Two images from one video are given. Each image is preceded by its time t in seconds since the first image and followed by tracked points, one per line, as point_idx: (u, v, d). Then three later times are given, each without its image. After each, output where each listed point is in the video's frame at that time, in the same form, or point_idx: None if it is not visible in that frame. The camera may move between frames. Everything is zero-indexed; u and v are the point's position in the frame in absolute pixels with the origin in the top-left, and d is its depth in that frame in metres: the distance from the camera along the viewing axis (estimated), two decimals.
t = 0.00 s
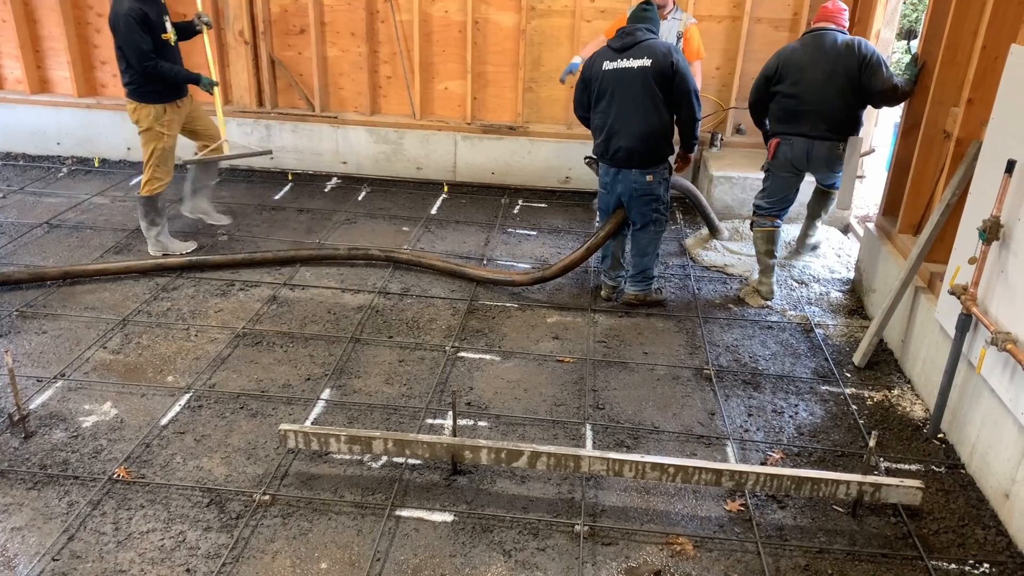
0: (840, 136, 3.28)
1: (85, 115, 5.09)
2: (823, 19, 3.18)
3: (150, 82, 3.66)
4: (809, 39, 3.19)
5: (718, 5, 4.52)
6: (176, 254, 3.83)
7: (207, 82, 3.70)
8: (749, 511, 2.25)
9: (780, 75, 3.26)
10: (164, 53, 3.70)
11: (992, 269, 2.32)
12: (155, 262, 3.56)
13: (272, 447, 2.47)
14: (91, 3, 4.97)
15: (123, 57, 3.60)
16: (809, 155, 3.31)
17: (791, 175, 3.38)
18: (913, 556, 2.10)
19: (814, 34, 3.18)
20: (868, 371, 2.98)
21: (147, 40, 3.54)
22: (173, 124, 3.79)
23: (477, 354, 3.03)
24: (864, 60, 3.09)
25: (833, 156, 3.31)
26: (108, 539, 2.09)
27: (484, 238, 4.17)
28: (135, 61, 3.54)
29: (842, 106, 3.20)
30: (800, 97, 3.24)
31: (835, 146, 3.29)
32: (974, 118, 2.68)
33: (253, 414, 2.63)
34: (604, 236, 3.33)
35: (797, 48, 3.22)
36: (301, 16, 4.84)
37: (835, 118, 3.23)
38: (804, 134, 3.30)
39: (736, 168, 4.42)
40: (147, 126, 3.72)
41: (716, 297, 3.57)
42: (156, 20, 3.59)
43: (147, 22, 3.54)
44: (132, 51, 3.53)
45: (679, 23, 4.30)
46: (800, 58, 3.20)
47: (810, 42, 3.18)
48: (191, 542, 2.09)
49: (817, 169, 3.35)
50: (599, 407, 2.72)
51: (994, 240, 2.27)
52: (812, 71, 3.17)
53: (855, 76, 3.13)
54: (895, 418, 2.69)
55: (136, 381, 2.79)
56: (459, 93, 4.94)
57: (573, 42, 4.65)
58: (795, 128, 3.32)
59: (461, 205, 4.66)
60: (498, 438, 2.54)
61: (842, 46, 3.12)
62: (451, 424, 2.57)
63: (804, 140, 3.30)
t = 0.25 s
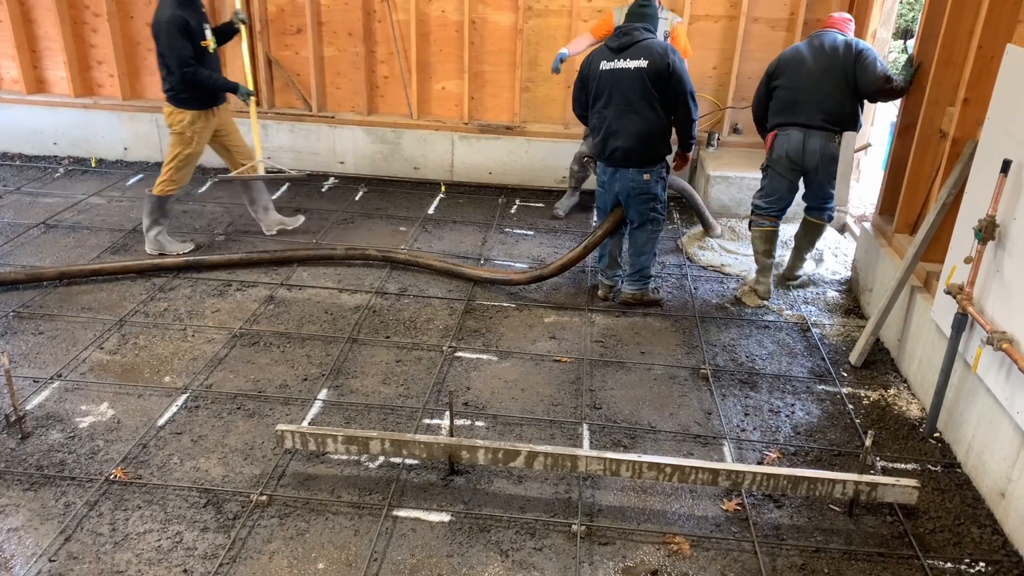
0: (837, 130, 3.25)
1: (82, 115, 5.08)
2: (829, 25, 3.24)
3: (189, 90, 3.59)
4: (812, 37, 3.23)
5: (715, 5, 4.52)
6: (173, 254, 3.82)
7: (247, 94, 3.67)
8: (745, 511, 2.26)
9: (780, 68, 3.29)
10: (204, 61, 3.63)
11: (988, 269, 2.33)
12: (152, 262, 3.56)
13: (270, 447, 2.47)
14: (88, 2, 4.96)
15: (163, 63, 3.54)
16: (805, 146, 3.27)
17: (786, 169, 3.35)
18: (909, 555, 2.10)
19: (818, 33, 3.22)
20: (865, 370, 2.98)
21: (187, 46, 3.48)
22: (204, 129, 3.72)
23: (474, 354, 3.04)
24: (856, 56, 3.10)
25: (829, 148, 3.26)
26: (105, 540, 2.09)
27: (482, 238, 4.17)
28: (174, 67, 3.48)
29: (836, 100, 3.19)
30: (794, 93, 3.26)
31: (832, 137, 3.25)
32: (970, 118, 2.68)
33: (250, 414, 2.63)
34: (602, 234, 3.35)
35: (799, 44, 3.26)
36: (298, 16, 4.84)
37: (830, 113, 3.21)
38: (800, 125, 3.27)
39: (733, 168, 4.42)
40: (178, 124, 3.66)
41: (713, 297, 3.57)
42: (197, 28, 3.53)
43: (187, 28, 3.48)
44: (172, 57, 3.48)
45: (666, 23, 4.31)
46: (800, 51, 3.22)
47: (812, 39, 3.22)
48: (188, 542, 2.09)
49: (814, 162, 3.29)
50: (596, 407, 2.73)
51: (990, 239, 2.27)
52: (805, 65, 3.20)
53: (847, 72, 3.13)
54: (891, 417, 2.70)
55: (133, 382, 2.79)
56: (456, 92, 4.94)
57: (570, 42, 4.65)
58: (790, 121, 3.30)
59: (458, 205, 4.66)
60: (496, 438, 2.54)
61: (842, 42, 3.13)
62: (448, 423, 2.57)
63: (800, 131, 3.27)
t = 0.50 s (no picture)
0: (833, 123, 3.27)
1: (78, 115, 5.07)
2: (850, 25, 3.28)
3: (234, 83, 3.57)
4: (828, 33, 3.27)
5: (712, 4, 4.52)
6: (170, 254, 3.82)
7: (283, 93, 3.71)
8: (742, 510, 2.26)
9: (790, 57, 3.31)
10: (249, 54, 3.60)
11: (984, 268, 2.33)
12: (149, 262, 3.56)
13: (267, 448, 2.47)
14: (84, 2, 4.94)
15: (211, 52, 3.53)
16: (800, 132, 3.29)
17: (778, 152, 3.38)
18: (905, 554, 2.11)
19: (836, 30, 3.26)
20: (862, 369, 2.99)
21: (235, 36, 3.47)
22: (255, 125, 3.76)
23: (471, 354, 3.04)
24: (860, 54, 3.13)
25: (824, 138, 3.28)
26: (102, 541, 2.09)
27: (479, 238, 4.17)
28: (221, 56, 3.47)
29: (835, 93, 3.22)
30: (794, 83, 3.29)
31: (828, 126, 3.27)
32: (966, 117, 2.69)
33: (248, 414, 2.63)
34: (599, 233, 3.35)
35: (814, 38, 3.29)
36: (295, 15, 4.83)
37: (828, 105, 3.25)
38: (798, 112, 3.30)
39: (730, 167, 4.43)
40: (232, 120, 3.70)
41: (710, 296, 3.58)
42: (246, 20, 3.51)
43: (237, 20, 3.47)
44: (219, 46, 3.46)
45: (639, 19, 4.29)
46: (812, 43, 3.25)
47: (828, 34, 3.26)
48: (186, 543, 2.09)
49: (805, 150, 3.32)
50: (594, 406, 2.73)
51: (986, 239, 2.28)
52: (812, 56, 3.23)
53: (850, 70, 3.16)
54: (888, 415, 2.71)
55: (130, 382, 2.79)
56: (453, 92, 4.94)
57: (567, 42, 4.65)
58: (788, 107, 3.32)
59: (456, 204, 4.66)
60: (493, 438, 2.54)
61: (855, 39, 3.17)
62: (446, 423, 2.57)
63: (796, 118, 3.30)
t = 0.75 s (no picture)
0: (824, 121, 3.27)
1: (75, 115, 5.06)
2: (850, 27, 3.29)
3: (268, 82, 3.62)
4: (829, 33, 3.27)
5: (709, 3, 4.52)
6: (168, 254, 3.82)
7: (293, 103, 3.69)
8: (740, 509, 2.27)
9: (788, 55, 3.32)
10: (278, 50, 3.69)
11: (981, 267, 2.34)
12: (146, 262, 3.55)
13: (265, 448, 2.47)
14: (80, 2, 4.93)
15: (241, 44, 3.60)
16: (790, 128, 3.31)
17: (768, 145, 3.40)
18: (904, 553, 2.11)
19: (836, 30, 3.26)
20: (859, 368, 2.99)
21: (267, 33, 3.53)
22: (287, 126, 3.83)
23: (469, 354, 3.04)
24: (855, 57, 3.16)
25: (814, 134, 3.28)
26: (100, 541, 2.08)
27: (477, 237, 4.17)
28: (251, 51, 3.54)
29: (830, 92, 3.23)
30: (790, 80, 3.30)
31: (819, 124, 3.27)
32: (963, 117, 2.69)
33: (246, 414, 2.63)
34: (596, 233, 3.35)
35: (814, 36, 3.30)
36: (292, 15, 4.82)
37: (820, 103, 3.26)
38: (790, 107, 3.31)
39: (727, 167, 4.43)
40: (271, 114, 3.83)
41: (707, 295, 3.58)
42: (282, 19, 3.58)
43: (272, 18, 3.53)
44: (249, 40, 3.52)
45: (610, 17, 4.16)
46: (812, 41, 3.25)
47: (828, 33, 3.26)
48: (184, 543, 2.09)
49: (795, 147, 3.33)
50: (592, 406, 2.73)
51: (983, 238, 2.28)
52: (809, 54, 3.23)
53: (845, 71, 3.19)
54: (885, 414, 2.71)
55: (127, 383, 2.78)
56: (451, 92, 4.94)
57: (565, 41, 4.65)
58: (781, 103, 3.34)
59: (454, 204, 4.66)
60: (491, 437, 2.54)
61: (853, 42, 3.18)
62: (444, 423, 2.57)
63: (788, 113, 3.31)
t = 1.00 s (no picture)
0: (799, 120, 3.27)
1: (71, 115, 5.05)
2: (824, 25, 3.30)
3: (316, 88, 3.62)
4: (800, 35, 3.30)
5: (706, 3, 4.53)
6: (165, 254, 3.81)
7: (333, 120, 3.68)
8: (738, 507, 2.27)
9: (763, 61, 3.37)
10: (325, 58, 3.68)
11: (978, 266, 2.35)
12: (143, 263, 3.54)
13: (263, 448, 2.47)
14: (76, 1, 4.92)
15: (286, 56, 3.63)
16: (766, 130, 3.33)
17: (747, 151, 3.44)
18: (901, 551, 2.12)
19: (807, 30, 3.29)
20: (857, 367, 3.00)
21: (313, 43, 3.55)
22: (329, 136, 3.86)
23: (467, 353, 3.04)
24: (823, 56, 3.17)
25: (790, 134, 3.29)
26: (98, 542, 2.08)
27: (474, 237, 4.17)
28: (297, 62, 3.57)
29: (801, 91, 3.23)
30: (765, 84, 3.35)
31: (794, 124, 3.28)
32: (960, 116, 2.70)
33: (243, 414, 2.62)
34: (593, 233, 3.35)
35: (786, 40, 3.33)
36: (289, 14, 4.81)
37: (794, 103, 3.26)
38: (765, 111, 3.35)
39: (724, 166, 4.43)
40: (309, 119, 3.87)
41: (705, 295, 3.58)
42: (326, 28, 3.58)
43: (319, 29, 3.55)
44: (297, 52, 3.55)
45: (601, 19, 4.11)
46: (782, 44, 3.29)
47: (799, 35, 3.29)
48: (182, 543, 2.08)
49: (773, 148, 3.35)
50: (590, 405, 2.73)
51: (980, 236, 2.29)
52: (779, 56, 3.27)
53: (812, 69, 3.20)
54: (883, 413, 2.72)
55: (124, 383, 2.78)
56: (448, 92, 4.94)
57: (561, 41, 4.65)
58: (757, 108, 3.39)
59: (451, 204, 4.66)
60: (489, 437, 2.54)
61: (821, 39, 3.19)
62: (442, 423, 2.57)
63: (764, 116, 3.35)
